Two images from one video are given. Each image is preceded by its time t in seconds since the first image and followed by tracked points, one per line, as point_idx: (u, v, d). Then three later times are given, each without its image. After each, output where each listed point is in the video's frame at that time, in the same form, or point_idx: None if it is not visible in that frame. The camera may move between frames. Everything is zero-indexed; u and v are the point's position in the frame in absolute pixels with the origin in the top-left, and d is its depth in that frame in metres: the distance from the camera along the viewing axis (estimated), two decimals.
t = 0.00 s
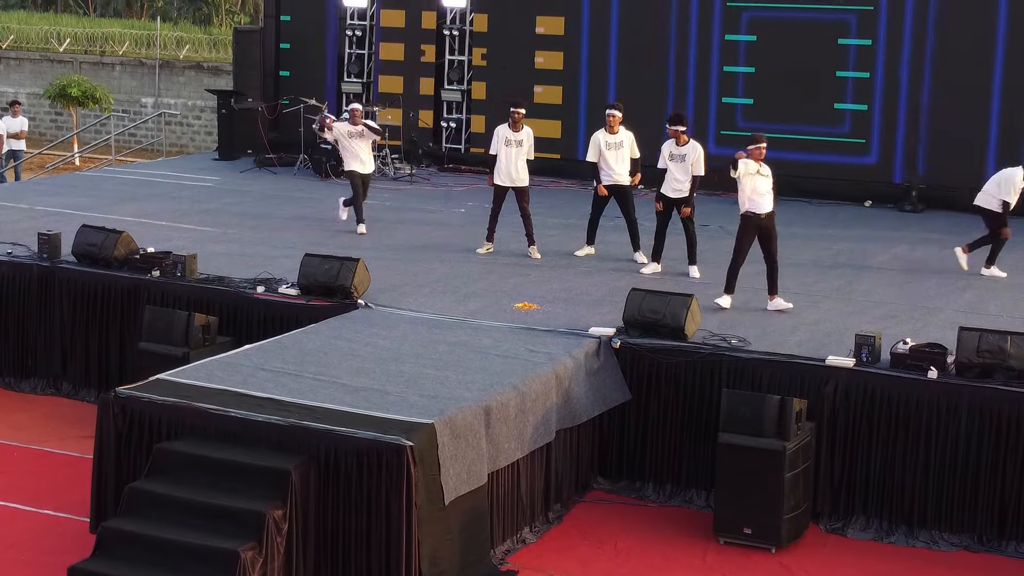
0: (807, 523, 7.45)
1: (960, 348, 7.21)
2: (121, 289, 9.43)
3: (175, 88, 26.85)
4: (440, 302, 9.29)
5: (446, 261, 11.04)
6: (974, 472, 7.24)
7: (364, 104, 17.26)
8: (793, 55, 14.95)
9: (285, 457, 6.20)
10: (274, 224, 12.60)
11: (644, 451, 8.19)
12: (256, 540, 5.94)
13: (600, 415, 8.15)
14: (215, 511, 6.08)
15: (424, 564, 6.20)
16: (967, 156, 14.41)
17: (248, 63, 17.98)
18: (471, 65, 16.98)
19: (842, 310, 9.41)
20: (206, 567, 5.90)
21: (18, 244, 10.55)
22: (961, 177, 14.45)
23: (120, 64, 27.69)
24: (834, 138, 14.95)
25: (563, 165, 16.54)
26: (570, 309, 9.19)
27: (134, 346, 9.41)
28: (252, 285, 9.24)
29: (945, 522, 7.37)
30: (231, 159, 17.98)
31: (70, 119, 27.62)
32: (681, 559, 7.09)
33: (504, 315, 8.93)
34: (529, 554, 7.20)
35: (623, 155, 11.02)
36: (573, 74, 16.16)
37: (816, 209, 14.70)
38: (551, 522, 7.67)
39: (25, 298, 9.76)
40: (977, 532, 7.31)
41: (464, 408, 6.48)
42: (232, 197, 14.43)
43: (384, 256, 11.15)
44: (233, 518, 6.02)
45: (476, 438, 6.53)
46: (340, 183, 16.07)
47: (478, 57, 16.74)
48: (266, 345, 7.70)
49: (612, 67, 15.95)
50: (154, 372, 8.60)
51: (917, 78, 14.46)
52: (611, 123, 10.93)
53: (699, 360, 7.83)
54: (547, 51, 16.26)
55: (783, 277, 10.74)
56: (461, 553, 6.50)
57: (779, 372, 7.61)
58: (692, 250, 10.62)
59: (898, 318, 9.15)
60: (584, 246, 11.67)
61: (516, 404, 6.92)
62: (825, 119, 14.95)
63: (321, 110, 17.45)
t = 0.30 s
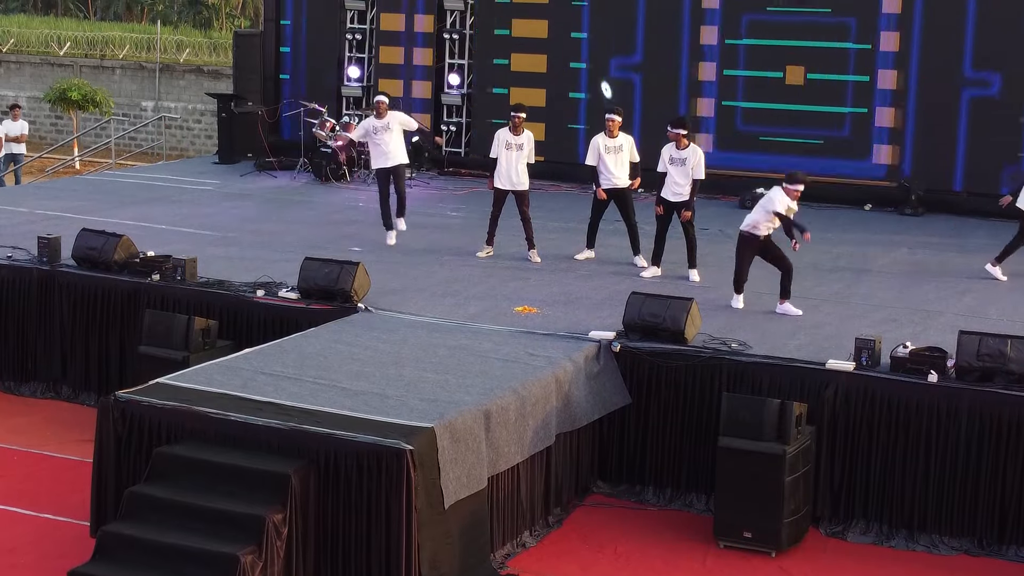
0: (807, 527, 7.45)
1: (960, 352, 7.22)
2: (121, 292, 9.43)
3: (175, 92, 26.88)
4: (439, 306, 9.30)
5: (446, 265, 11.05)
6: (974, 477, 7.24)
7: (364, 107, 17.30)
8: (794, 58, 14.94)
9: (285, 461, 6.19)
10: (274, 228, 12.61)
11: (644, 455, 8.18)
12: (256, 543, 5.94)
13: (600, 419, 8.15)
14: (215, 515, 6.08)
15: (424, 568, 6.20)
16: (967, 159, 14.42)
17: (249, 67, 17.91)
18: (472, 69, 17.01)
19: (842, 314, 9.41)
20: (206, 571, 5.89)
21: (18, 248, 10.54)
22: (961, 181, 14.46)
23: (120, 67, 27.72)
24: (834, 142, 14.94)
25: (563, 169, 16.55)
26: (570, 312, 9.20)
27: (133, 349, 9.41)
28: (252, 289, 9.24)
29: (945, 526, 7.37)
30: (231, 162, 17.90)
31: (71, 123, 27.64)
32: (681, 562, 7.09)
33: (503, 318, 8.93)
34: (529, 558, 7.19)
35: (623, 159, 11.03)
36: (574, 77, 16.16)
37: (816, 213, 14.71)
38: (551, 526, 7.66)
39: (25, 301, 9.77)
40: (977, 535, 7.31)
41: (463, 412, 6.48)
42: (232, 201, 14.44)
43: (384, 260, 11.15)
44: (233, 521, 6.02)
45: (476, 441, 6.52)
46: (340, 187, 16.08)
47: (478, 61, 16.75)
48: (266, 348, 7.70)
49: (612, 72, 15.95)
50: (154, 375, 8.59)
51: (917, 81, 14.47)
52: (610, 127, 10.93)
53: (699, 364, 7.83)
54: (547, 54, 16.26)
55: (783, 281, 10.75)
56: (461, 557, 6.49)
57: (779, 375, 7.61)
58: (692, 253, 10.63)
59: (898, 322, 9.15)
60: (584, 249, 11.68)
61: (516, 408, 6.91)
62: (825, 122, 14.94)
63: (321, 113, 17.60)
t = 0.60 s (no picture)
0: (807, 531, 7.44)
1: (960, 355, 7.21)
2: (120, 296, 9.44)
3: (175, 95, 26.89)
4: (439, 309, 9.30)
5: (445, 268, 11.05)
6: (973, 480, 7.24)
7: (364, 111, 17.28)
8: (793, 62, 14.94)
9: (285, 465, 6.19)
10: (273, 231, 12.61)
11: (643, 458, 8.18)
12: (255, 547, 5.94)
13: (600, 423, 8.15)
14: (215, 518, 6.08)
15: (424, 572, 6.19)
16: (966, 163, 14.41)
17: (249, 71, 17.75)
18: (472, 72, 17.05)
19: (842, 317, 9.41)
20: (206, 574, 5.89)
21: (17, 252, 10.54)
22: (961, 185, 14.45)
23: (121, 71, 27.71)
24: (834, 145, 14.94)
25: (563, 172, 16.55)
26: (570, 316, 9.19)
27: (133, 353, 9.41)
28: (251, 292, 9.24)
29: (945, 530, 7.37)
30: (230, 167, 17.78)
31: (71, 126, 27.64)
32: (681, 566, 7.08)
33: (503, 322, 8.93)
34: (529, 561, 7.19)
35: (622, 162, 11.04)
36: (573, 80, 16.15)
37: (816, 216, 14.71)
38: (551, 530, 7.66)
39: (25, 305, 9.77)
40: (977, 539, 7.30)
41: (463, 416, 6.47)
42: (232, 204, 14.43)
43: (384, 263, 11.15)
44: (233, 525, 6.02)
45: (476, 445, 6.52)
46: (340, 191, 16.08)
47: (478, 64, 16.76)
48: (265, 352, 7.70)
49: (611, 75, 15.95)
50: (153, 379, 8.59)
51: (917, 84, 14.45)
52: (609, 131, 10.94)
53: (699, 368, 7.83)
54: (547, 58, 16.26)
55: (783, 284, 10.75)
56: (460, 561, 6.49)
57: (779, 379, 7.61)
58: (691, 257, 10.63)
59: (898, 326, 9.15)
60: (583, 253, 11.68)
61: (516, 412, 6.91)
62: (824, 125, 14.92)
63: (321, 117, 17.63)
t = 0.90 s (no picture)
0: (806, 534, 7.43)
1: (960, 359, 7.22)
2: (120, 299, 9.43)
3: (175, 98, 26.90)
4: (438, 312, 9.29)
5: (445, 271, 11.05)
6: (973, 483, 7.23)
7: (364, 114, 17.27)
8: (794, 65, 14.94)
9: (284, 468, 6.19)
10: (273, 235, 12.61)
11: (643, 461, 8.18)
12: (255, 550, 5.94)
13: (599, 426, 8.14)
14: (214, 521, 6.08)
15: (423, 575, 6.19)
16: (966, 166, 14.42)
17: (248, 74, 17.94)
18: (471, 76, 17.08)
19: (841, 320, 9.41)
20: None
21: (17, 255, 10.54)
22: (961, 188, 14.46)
23: (121, 74, 27.69)
24: (834, 148, 14.95)
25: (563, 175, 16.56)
26: (569, 319, 9.19)
27: (133, 356, 9.41)
28: (251, 296, 9.24)
29: (945, 533, 7.36)
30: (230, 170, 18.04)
31: (71, 130, 27.65)
32: (681, 569, 7.08)
33: (503, 325, 8.93)
34: (529, 564, 7.19)
35: (622, 165, 11.03)
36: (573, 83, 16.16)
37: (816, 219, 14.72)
38: (551, 533, 7.66)
39: (24, 308, 9.77)
40: (977, 542, 7.30)
41: (462, 419, 6.47)
42: (231, 208, 14.44)
43: (383, 266, 11.15)
44: (232, 528, 6.02)
45: (476, 448, 6.52)
46: (339, 194, 16.08)
47: (478, 67, 16.77)
48: (265, 355, 7.70)
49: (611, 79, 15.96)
50: (153, 382, 8.59)
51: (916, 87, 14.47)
52: (609, 134, 10.94)
53: (698, 371, 7.83)
54: (546, 61, 16.26)
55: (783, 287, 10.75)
56: (460, 564, 6.48)
57: (779, 382, 7.61)
58: (691, 260, 10.63)
59: (898, 329, 9.15)
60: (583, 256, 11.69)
61: (515, 415, 6.91)
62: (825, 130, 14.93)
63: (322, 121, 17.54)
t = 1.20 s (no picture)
0: (806, 538, 7.42)
1: (959, 363, 7.22)
2: (120, 303, 9.43)
3: (175, 102, 26.90)
4: (438, 316, 9.30)
5: (445, 275, 11.05)
6: (972, 487, 7.23)
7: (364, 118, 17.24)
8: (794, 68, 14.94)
9: (283, 472, 6.19)
10: (273, 239, 12.61)
11: (642, 465, 8.18)
12: (254, 554, 5.93)
13: (599, 430, 8.14)
14: (213, 525, 6.07)
15: None
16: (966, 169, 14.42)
17: (248, 78, 18.08)
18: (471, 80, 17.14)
19: (841, 324, 9.41)
20: None
21: (17, 259, 10.54)
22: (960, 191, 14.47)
23: (121, 78, 27.69)
24: (833, 152, 14.95)
25: (563, 179, 16.57)
26: (569, 323, 9.20)
27: (132, 360, 9.41)
28: (251, 300, 9.25)
29: (945, 537, 7.35)
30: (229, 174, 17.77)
31: (70, 134, 27.66)
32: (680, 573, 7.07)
33: (502, 329, 8.94)
34: (528, 569, 7.18)
35: (622, 169, 11.02)
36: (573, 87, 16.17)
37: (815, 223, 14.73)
38: (550, 537, 7.65)
39: (24, 312, 9.77)
40: (977, 546, 7.29)
41: (462, 423, 6.47)
42: (231, 212, 14.44)
43: (383, 270, 11.16)
44: (231, 532, 6.02)
45: (475, 452, 6.52)
46: (339, 198, 16.09)
47: (478, 71, 16.78)
48: (264, 359, 7.69)
49: (611, 82, 15.98)
50: (153, 386, 8.58)
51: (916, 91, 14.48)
52: (608, 139, 10.93)
53: (698, 375, 7.83)
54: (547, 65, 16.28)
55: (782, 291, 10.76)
56: (458, 568, 6.48)
57: (778, 387, 7.62)
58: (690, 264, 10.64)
59: (898, 333, 9.16)
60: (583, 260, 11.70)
61: (515, 419, 6.91)
62: (825, 133, 14.93)
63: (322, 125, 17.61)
